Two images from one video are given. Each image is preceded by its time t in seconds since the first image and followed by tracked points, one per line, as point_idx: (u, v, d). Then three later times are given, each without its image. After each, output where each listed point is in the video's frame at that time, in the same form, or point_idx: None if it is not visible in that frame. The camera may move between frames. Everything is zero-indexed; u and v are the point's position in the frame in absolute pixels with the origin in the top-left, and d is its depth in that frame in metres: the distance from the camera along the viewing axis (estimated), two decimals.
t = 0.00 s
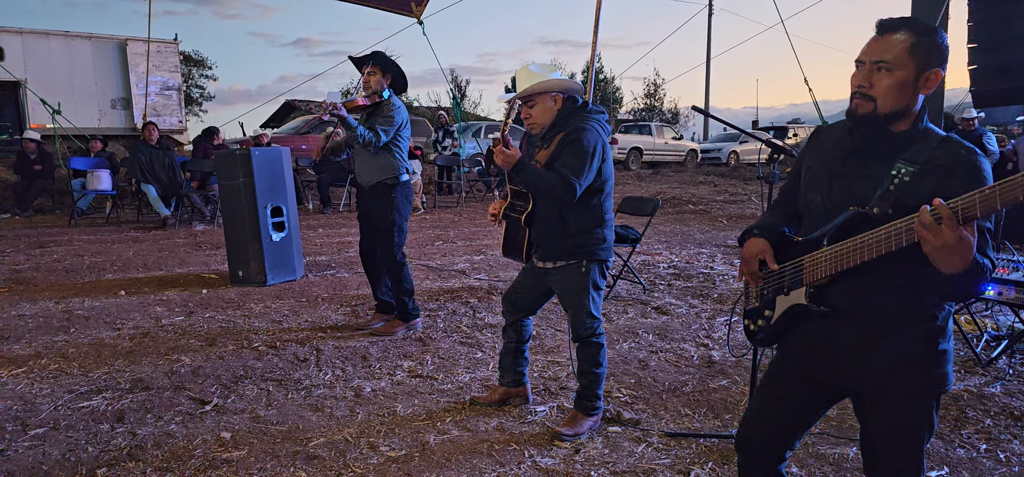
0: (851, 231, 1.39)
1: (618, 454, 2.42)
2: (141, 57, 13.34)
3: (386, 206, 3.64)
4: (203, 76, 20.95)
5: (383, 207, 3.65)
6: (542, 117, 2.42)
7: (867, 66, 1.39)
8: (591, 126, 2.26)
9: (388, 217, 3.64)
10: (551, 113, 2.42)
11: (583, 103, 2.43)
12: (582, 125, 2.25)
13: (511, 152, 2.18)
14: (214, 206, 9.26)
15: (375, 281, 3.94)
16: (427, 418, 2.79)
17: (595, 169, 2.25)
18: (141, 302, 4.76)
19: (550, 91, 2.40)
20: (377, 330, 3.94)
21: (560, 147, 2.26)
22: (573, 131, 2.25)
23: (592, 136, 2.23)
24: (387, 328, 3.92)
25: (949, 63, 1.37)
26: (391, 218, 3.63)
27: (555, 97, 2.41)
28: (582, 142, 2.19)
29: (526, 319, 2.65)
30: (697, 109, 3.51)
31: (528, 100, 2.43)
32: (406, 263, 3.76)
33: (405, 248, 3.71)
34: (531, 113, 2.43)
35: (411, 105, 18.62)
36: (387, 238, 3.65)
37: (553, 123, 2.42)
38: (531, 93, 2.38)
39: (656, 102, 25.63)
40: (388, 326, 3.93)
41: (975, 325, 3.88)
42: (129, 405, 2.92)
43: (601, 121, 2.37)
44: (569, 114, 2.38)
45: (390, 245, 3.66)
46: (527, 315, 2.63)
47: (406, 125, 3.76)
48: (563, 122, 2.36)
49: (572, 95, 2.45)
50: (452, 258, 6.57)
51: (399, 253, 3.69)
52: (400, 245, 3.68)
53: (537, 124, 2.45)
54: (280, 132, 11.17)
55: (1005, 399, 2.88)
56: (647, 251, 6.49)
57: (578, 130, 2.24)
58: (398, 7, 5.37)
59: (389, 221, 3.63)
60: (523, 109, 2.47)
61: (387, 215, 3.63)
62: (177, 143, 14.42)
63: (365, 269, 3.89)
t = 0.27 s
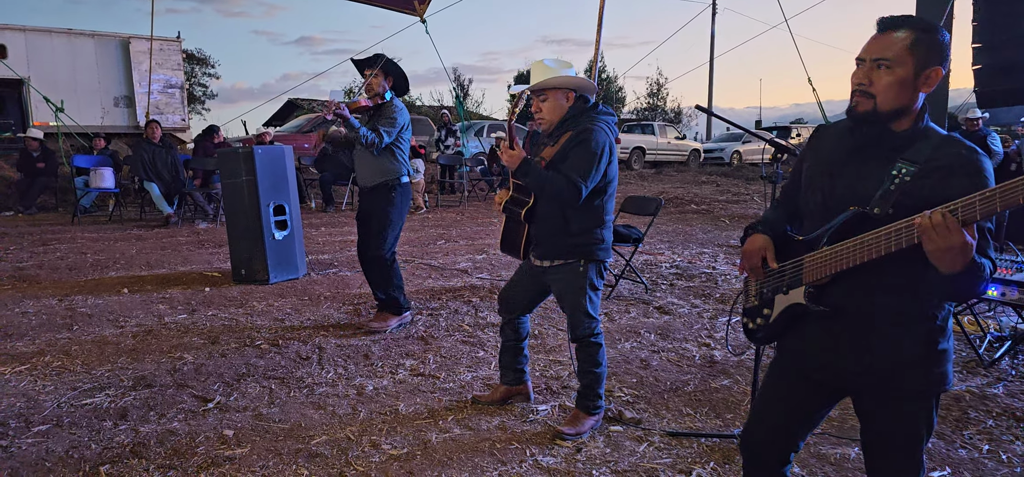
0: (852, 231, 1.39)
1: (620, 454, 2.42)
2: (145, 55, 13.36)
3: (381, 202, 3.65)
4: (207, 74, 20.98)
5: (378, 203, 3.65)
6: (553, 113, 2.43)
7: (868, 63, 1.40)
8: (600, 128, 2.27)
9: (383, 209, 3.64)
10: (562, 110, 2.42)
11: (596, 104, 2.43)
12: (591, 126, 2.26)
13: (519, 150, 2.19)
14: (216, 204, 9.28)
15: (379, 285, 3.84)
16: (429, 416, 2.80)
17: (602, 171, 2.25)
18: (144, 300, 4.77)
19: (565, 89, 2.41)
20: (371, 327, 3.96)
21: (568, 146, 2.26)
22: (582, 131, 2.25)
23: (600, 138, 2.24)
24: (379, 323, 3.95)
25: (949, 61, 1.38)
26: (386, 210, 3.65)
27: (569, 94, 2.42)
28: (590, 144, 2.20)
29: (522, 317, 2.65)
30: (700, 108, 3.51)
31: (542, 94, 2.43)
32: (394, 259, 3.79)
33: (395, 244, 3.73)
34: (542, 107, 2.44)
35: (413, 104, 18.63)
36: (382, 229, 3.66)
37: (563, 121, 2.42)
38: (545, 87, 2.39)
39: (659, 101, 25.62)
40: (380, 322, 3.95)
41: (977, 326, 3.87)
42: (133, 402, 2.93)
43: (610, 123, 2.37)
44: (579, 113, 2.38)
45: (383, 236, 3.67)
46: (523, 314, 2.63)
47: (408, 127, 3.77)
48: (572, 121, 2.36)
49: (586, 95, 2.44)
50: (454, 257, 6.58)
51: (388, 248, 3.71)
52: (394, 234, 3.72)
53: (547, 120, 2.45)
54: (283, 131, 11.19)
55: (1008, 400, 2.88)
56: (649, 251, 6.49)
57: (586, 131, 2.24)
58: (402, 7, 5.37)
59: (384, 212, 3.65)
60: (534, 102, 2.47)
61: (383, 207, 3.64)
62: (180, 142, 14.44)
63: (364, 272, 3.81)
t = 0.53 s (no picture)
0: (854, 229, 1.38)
1: (625, 453, 2.42)
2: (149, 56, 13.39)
3: (385, 199, 3.64)
4: (210, 75, 21.03)
5: (383, 199, 3.65)
6: (556, 111, 2.43)
7: (867, 62, 1.40)
8: (604, 127, 2.26)
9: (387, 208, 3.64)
10: (565, 108, 2.42)
11: (601, 103, 2.42)
12: (595, 125, 2.25)
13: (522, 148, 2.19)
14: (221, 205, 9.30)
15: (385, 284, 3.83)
16: (434, 416, 2.80)
17: (606, 168, 2.25)
18: (149, 300, 4.79)
19: (570, 88, 2.40)
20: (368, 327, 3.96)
21: (572, 143, 2.26)
22: (586, 129, 2.25)
23: (604, 136, 2.23)
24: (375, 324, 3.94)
25: (950, 60, 1.37)
26: (390, 209, 3.64)
27: (572, 93, 2.41)
28: (594, 141, 2.19)
29: (525, 316, 2.65)
30: (704, 107, 3.50)
31: (545, 91, 2.43)
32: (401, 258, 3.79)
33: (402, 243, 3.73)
34: (545, 104, 2.44)
35: (417, 104, 18.64)
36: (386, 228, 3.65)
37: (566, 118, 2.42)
38: (547, 85, 2.38)
39: (662, 100, 25.60)
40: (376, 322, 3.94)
41: (983, 325, 3.86)
42: (138, 402, 2.93)
43: (614, 121, 2.37)
44: (583, 111, 2.37)
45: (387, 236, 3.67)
46: (526, 313, 2.62)
47: (410, 123, 3.78)
48: (576, 119, 2.36)
49: (590, 94, 2.44)
50: (458, 256, 6.58)
51: (398, 246, 3.71)
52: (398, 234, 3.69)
53: (550, 118, 2.45)
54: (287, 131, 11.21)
55: (1015, 399, 2.87)
56: (653, 250, 6.49)
57: (590, 129, 2.24)
58: (405, 7, 5.37)
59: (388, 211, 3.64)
60: (537, 100, 2.47)
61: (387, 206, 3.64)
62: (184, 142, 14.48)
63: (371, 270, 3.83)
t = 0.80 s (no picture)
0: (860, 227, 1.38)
1: (629, 453, 2.42)
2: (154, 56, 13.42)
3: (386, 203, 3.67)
4: (215, 74, 21.08)
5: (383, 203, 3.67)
6: (558, 112, 2.42)
7: (870, 59, 1.41)
8: (607, 126, 2.26)
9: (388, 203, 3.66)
10: (567, 109, 2.41)
11: (603, 103, 2.42)
12: (598, 124, 2.25)
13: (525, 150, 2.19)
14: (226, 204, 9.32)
15: (380, 281, 3.83)
16: (438, 415, 2.80)
17: (609, 168, 2.25)
18: (155, 299, 4.80)
19: (572, 88, 2.40)
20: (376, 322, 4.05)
21: (575, 144, 2.26)
22: (589, 129, 2.25)
23: (607, 135, 2.23)
24: (383, 318, 4.04)
25: (955, 58, 1.37)
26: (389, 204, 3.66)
27: (574, 95, 2.41)
28: (597, 141, 2.19)
29: (532, 317, 2.64)
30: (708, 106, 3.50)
31: (547, 93, 2.43)
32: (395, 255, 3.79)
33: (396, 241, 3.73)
34: (547, 105, 2.44)
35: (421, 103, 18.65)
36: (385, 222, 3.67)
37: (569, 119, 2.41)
38: (550, 87, 2.38)
39: (666, 99, 25.57)
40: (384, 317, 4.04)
41: (990, 325, 3.85)
42: (144, 401, 2.94)
43: (617, 121, 2.36)
44: (586, 112, 2.37)
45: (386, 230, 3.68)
46: (533, 314, 2.62)
47: (415, 131, 3.78)
48: (578, 119, 2.36)
49: (592, 93, 2.44)
50: (462, 255, 6.58)
51: (390, 246, 3.71)
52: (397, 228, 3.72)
53: (552, 118, 2.45)
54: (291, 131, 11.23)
55: (1022, 400, 2.86)
56: (658, 249, 6.48)
57: (593, 129, 2.24)
58: (409, 7, 5.38)
59: (387, 206, 3.66)
60: (540, 100, 2.47)
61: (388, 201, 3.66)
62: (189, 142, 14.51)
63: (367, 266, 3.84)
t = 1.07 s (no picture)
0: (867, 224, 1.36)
1: (636, 453, 2.41)
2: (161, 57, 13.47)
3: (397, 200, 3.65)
4: (221, 75, 21.15)
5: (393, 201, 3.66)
6: (566, 106, 2.41)
7: (876, 51, 1.40)
8: (613, 125, 2.25)
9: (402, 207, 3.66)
10: (577, 104, 2.40)
11: (611, 102, 2.40)
12: (605, 122, 2.24)
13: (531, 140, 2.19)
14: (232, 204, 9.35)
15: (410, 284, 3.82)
16: (444, 414, 2.80)
17: (615, 166, 2.24)
18: (162, 299, 4.81)
19: (585, 86, 2.38)
20: (394, 327, 3.96)
21: (581, 141, 2.25)
22: (596, 126, 2.24)
23: (614, 133, 2.22)
24: (403, 324, 3.93)
25: (962, 53, 1.35)
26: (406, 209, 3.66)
27: (587, 91, 2.39)
28: (603, 138, 2.18)
29: (534, 315, 2.64)
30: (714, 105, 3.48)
31: (560, 85, 2.41)
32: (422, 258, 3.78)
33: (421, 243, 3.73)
34: (559, 97, 2.42)
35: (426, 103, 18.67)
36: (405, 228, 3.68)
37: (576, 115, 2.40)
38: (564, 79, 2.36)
39: (671, 98, 25.53)
40: (404, 323, 3.94)
41: (1000, 323, 3.82)
42: (151, 400, 2.95)
43: (624, 120, 2.35)
44: (594, 109, 2.35)
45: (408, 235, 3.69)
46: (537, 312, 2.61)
47: (421, 123, 3.76)
48: (586, 116, 2.35)
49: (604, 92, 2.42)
50: (467, 255, 6.58)
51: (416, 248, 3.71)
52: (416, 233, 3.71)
53: (561, 113, 2.43)
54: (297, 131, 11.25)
55: None
56: (663, 248, 6.46)
57: (600, 126, 2.23)
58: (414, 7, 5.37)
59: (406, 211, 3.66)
60: (552, 94, 2.45)
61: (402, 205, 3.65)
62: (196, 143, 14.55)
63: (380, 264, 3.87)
